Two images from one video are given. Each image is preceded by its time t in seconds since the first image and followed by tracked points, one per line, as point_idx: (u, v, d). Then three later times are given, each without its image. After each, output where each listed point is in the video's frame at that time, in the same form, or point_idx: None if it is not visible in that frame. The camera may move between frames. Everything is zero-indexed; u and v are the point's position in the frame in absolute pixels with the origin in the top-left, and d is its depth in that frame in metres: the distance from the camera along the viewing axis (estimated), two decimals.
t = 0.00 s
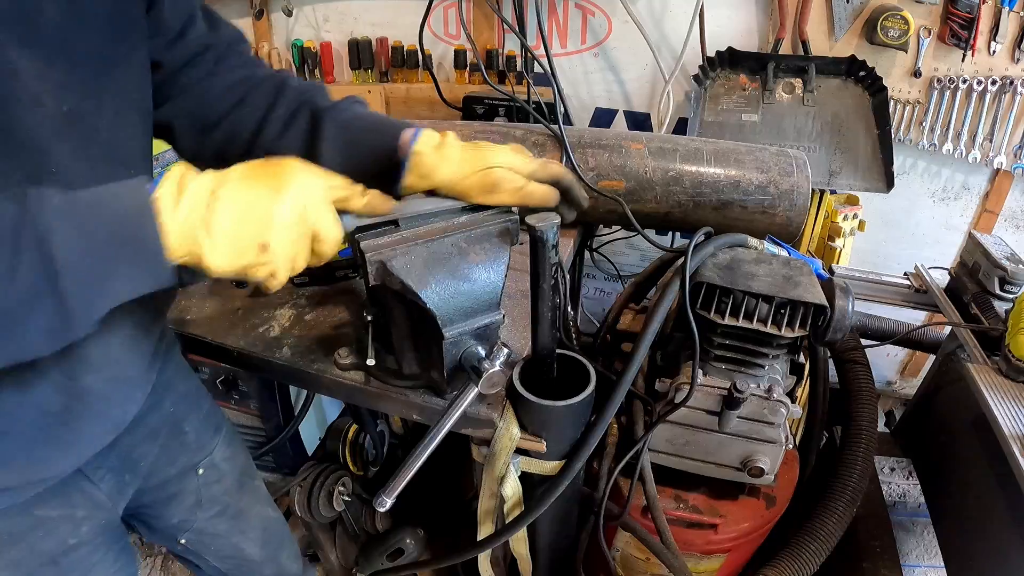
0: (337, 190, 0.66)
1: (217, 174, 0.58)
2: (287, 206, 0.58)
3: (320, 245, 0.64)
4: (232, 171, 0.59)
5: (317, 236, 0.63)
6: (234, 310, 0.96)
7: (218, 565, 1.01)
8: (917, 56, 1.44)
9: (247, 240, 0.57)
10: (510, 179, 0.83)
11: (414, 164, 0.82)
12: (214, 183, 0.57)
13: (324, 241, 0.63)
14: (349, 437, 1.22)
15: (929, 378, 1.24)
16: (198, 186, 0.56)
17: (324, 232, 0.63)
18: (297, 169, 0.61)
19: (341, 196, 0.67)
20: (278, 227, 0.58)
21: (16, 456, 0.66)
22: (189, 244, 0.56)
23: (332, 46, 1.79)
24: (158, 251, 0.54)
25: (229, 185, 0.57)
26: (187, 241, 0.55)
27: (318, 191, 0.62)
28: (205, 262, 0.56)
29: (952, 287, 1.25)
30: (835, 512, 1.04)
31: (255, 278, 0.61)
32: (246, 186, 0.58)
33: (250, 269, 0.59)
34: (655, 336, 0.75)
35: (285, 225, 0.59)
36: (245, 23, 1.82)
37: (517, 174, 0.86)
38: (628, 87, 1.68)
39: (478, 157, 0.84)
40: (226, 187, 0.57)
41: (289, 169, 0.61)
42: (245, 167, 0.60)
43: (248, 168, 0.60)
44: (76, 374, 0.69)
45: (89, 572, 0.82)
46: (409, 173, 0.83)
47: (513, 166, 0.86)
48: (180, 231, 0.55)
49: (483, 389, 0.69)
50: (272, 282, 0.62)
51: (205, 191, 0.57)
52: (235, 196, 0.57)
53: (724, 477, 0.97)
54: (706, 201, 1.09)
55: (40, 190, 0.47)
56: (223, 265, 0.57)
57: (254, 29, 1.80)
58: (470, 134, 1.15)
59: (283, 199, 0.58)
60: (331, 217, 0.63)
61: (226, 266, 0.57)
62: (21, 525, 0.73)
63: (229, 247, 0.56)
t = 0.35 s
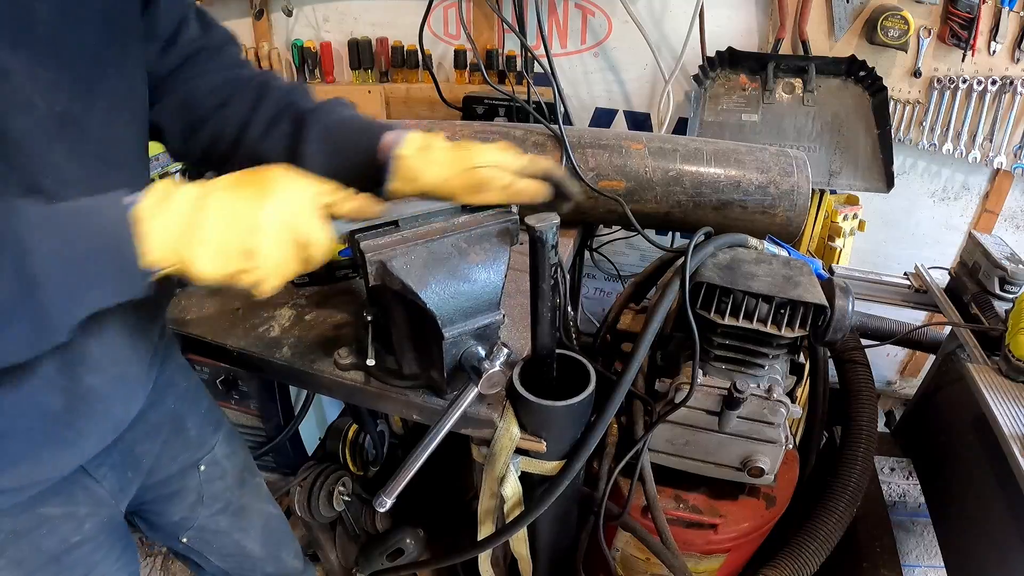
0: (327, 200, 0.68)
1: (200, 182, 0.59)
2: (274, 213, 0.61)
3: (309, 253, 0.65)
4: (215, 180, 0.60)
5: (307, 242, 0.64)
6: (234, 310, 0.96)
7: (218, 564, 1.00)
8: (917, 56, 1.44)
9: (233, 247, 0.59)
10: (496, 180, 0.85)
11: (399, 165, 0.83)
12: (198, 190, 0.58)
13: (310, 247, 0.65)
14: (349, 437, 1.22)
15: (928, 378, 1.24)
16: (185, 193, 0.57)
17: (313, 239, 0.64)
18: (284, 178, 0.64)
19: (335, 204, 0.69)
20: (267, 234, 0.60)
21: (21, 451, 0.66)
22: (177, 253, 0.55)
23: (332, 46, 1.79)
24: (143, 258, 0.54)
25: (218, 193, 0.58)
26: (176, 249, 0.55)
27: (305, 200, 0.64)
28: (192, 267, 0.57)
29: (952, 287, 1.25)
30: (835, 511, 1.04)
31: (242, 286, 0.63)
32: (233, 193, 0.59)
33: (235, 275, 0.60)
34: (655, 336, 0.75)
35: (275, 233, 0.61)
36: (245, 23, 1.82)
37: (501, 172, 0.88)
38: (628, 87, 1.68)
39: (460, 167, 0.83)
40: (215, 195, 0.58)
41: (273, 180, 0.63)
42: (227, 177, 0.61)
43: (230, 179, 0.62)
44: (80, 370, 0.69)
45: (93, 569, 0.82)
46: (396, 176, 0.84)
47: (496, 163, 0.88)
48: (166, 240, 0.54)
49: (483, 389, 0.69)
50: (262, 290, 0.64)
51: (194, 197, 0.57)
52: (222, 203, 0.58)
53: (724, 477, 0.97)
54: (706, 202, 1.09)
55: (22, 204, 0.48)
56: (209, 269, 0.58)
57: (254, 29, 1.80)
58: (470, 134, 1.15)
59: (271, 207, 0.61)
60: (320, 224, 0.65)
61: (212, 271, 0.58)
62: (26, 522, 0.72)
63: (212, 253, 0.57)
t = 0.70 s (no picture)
0: (267, 239, 0.59)
1: (119, 227, 0.54)
2: (192, 278, 0.54)
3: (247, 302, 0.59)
4: (137, 220, 0.54)
5: (241, 296, 0.58)
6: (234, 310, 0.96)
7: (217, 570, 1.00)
8: (917, 56, 1.44)
9: (148, 316, 0.55)
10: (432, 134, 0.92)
11: (343, 125, 0.90)
12: (111, 244, 0.53)
13: (248, 299, 0.57)
14: (349, 437, 1.22)
15: (928, 378, 1.24)
16: (95, 249, 0.53)
17: (246, 295, 0.57)
18: (205, 225, 0.55)
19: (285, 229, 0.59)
20: (183, 304, 0.54)
21: None
22: (89, 319, 0.54)
23: (332, 46, 1.79)
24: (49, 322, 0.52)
25: (126, 250, 0.53)
26: (87, 315, 0.54)
27: (232, 247, 0.56)
28: (108, 337, 0.55)
29: (952, 287, 1.25)
30: (835, 511, 1.04)
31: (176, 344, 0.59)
32: (146, 247, 0.53)
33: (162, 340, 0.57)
34: (654, 336, 0.75)
35: (194, 298, 0.55)
36: (246, 23, 1.82)
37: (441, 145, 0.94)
38: (628, 87, 1.68)
39: (395, 136, 0.88)
40: (124, 252, 0.53)
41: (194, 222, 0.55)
42: (153, 216, 0.55)
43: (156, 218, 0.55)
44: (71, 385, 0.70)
45: None
46: (339, 133, 0.90)
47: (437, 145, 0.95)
48: (77, 308, 0.53)
49: (482, 389, 0.69)
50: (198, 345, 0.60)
51: (103, 257, 0.53)
52: (129, 264, 0.53)
53: (724, 478, 0.97)
54: (706, 202, 1.09)
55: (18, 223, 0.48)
56: (132, 338, 0.56)
57: (254, 29, 1.80)
58: (471, 135, 1.15)
59: (185, 271, 0.54)
60: (252, 267, 0.57)
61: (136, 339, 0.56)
62: (17, 533, 0.74)
63: (133, 323, 0.55)
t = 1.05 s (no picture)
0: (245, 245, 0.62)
1: (104, 246, 0.55)
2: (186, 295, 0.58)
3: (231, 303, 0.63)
4: (121, 238, 0.56)
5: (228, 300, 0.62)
6: (234, 310, 0.96)
7: (227, 571, 1.00)
8: (917, 56, 1.44)
9: (146, 330, 0.58)
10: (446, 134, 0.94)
11: (361, 139, 0.90)
12: (102, 264, 0.55)
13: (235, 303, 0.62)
14: (349, 437, 1.21)
15: (928, 378, 1.24)
16: (86, 270, 0.54)
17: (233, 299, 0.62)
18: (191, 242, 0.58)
19: (261, 234, 0.61)
20: (180, 318, 0.58)
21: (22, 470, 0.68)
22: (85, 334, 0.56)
23: (332, 46, 1.79)
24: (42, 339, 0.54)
25: (119, 269, 0.55)
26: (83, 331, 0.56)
27: (217, 258, 0.59)
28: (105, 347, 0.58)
29: (952, 287, 1.25)
30: (835, 511, 1.04)
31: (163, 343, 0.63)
32: (139, 269, 0.56)
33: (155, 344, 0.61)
34: (654, 337, 0.75)
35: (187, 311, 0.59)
36: (246, 23, 1.82)
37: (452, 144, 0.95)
38: (628, 87, 1.68)
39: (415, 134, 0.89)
40: (117, 271, 0.55)
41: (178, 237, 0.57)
42: (135, 232, 0.57)
43: (139, 235, 0.57)
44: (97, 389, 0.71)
45: None
46: (358, 146, 0.90)
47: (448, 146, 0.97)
48: (74, 327, 0.55)
49: (482, 389, 0.70)
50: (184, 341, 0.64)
51: (96, 278, 0.55)
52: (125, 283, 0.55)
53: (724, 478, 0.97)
54: (706, 202, 1.09)
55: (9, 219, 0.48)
56: (131, 348, 0.59)
57: (254, 29, 1.80)
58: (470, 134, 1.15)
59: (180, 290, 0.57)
60: (237, 274, 0.60)
61: (135, 347, 0.59)
62: (31, 536, 0.74)
63: (132, 335, 0.58)
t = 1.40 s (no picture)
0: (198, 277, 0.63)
1: (68, 312, 0.58)
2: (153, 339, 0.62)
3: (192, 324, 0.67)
4: (83, 298, 0.59)
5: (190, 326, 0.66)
6: (235, 310, 0.96)
7: (230, 554, 1.00)
8: (917, 56, 1.44)
9: (123, 366, 0.63)
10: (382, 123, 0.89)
11: (303, 140, 0.91)
12: (71, 327, 0.58)
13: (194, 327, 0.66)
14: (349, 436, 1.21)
15: (928, 379, 1.24)
16: (60, 334, 0.58)
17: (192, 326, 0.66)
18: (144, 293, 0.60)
19: (203, 272, 0.62)
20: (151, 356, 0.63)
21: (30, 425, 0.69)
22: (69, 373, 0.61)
23: (332, 46, 1.79)
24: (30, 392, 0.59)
25: (88, 327, 0.59)
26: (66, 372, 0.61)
27: (173, 305, 0.62)
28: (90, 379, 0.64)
29: (952, 287, 1.25)
30: (835, 511, 1.04)
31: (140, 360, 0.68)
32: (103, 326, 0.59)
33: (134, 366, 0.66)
34: (654, 337, 0.75)
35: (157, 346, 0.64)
36: (245, 23, 1.82)
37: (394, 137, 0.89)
38: (628, 87, 1.68)
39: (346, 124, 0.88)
40: (86, 330, 0.59)
41: (133, 290, 0.60)
42: (93, 289, 0.59)
43: (97, 291, 0.59)
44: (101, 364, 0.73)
45: (102, 557, 0.82)
46: (301, 147, 0.90)
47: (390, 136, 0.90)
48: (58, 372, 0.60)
49: (485, 387, 0.70)
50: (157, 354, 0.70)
51: (70, 339, 0.59)
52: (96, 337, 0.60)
53: (724, 478, 0.97)
54: (705, 202, 1.09)
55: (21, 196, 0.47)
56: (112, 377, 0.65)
57: (254, 29, 1.80)
58: (470, 134, 1.15)
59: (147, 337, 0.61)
60: (195, 312, 0.64)
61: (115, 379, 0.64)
62: (36, 509, 0.74)
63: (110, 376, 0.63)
